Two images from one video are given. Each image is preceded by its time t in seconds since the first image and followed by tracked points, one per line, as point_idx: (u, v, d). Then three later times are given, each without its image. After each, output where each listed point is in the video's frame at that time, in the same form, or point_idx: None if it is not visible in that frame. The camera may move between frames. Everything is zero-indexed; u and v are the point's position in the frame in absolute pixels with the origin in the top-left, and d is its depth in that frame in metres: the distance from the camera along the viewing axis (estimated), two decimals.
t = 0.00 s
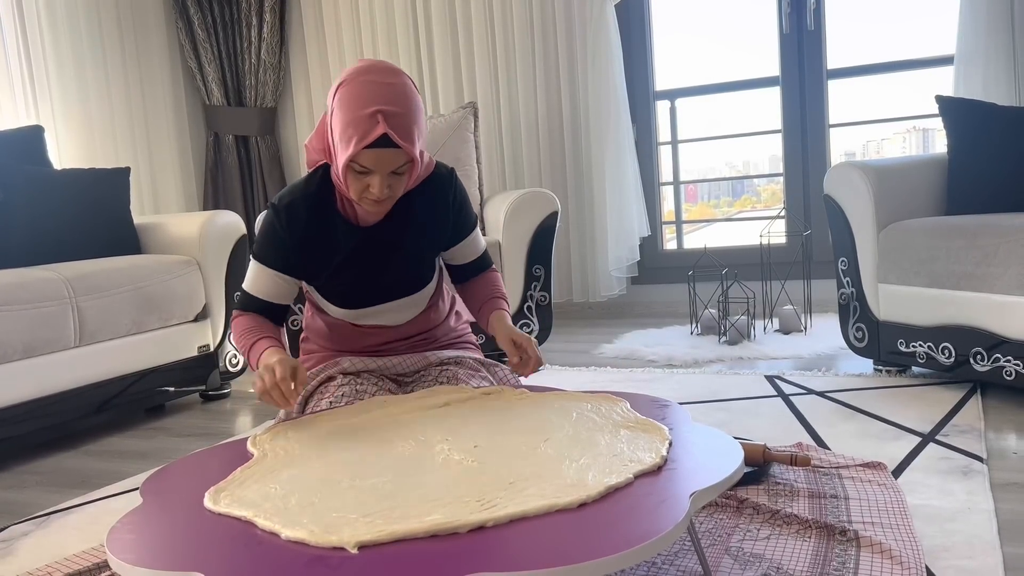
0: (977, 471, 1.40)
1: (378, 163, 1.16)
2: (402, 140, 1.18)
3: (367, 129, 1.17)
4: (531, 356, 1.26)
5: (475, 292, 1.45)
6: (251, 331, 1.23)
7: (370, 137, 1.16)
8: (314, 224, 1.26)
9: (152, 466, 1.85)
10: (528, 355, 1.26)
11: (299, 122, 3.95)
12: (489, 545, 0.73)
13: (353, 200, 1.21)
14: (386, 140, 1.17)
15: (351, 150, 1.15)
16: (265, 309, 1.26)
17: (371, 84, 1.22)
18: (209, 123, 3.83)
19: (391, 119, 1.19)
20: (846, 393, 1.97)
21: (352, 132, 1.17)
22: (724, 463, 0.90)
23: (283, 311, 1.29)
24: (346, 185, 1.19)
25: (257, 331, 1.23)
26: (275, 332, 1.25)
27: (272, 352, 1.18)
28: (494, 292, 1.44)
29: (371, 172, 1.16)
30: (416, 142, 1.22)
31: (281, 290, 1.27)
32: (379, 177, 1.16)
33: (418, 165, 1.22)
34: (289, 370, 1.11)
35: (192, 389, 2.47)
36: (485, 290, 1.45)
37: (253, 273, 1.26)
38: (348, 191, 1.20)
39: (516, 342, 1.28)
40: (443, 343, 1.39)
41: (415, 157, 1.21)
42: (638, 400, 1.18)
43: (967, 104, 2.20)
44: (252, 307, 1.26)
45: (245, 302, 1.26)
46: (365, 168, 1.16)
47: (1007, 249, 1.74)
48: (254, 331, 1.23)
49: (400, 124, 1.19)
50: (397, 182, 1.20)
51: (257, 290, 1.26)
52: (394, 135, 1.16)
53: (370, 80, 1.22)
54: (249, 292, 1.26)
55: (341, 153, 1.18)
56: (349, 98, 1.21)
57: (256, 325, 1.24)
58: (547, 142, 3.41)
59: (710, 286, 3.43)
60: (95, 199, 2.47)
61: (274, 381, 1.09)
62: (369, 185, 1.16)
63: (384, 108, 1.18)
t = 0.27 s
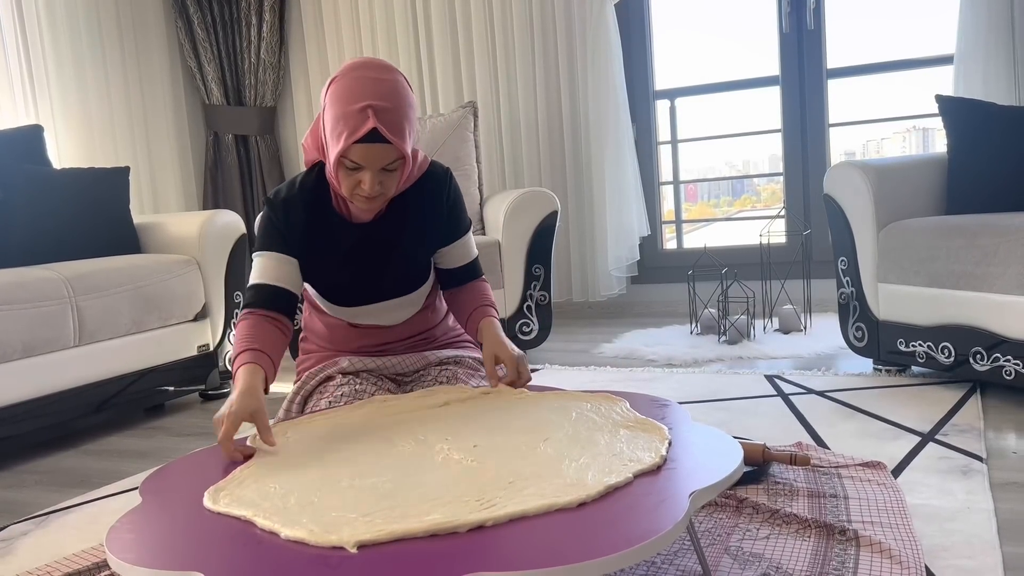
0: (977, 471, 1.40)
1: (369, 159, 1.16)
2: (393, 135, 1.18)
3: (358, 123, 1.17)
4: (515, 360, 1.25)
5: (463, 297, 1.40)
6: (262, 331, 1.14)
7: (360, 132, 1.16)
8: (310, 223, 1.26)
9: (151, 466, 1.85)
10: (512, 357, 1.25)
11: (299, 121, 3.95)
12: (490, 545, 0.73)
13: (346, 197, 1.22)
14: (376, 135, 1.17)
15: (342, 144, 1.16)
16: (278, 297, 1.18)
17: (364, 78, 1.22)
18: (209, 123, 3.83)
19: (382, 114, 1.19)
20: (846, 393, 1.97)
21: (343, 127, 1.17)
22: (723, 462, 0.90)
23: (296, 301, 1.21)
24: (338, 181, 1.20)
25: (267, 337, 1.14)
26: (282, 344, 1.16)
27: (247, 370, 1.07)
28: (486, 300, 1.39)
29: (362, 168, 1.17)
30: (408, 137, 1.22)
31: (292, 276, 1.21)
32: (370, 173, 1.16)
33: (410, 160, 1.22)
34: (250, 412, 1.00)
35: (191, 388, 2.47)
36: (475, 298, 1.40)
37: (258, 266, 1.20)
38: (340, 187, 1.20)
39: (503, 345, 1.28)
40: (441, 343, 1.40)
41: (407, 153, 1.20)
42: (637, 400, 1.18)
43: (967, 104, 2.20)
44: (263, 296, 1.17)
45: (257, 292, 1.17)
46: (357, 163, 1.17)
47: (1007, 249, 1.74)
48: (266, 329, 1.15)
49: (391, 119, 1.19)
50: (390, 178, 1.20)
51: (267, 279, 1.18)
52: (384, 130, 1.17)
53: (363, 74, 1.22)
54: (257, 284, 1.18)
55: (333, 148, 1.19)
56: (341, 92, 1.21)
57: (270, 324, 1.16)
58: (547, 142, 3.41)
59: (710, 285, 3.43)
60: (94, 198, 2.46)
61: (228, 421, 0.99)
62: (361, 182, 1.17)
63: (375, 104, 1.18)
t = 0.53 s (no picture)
0: (977, 471, 1.40)
1: (367, 162, 1.16)
2: (389, 135, 1.18)
3: (353, 127, 1.16)
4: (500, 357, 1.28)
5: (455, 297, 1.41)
6: (259, 337, 1.15)
7: (356, 135, 1.15)
8: (305, 228, 1.24)
9: (151, 465, 1.85)
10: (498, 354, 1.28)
11: (298, 121, 3.95)
12: (490, 544, 0.73)
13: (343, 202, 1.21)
14: (373, 137, 1.17)
15: (339, 151, 1.15)
16: (273, 303, 1.18)
17: (354, 81, 1.22)
18: (208, 122, 3.83)
19: (376, 115, 1.18)
20: (846, 393, 1.97)
21: (337, 131, 1.17)
22: (722, 462, 0.90)
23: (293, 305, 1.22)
24: (335, 187, 1.19)
25: (263, 341, 1.15)
26: (278, 343, 1.17)
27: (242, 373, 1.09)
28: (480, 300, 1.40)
29: (360, 171, 1.16)
30: (403, 136, 1.22)
31: (287, 280, 1.21)
32: (369, 176, 1.16)
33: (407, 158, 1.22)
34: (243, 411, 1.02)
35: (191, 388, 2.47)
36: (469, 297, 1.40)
37: (254, 273, 1.21)
38: (337, 193, 1.20)
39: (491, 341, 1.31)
40: (436, 344, 1.41)
41: (404, 152, 1.21)
42: (637, 400, 1.18)
43: (966, 103, 2.20)
44: (259, 302, 1.18)
45: (252, 299, 1.18)
46: (355, 166, 1.16)
47: (1006, 249, 1.74)
48: (262, 335, 1.16)
49: (386, 120, 1.19)
50: (387, 178, 1.20)
51: (262, 285, 1.19)
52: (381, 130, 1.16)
53: (353, 77, 1.22)
54: (253, 290, 1.19)
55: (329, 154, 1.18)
56: (332, 97, 1.20)
57: (266, 328, 1.17)
58: (547, 142, 3.41)
59: (709, 285, 3.43)
60: (93, 198, 2.46)
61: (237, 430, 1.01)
62: (360, 185, 1.16)
63: (368, 105, 1.18)
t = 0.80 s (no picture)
0: (977, 471, 1.40)
1: (348, 169, 1.16)
2: (367, 141, 1.18)
3: (330, 136, 1.16)
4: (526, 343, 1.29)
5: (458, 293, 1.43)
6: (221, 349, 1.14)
7: (335, 144, 1.15)
8: (284, 235, 1.24)
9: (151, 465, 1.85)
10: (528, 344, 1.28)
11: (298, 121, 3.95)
12: (491, 545, 0.73)
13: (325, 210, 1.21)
14: (351, 144, 1.17)
15: (318, 161, 1.15)
16: (244, 308, 1.18)
17: (327, 88, 1.21)
18: (208, 122, 3.83)
19: (352, 122, 1.18)
20: (846, 393, 1.96)
21: (315, 140, 1.16)
22: (723, 462, 0.90)
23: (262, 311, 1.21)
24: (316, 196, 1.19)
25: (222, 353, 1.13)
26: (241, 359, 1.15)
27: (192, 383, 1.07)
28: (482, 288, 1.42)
29: (341, 179, 1.17)
30: (381, 140, 1.22)
31: (257, 286, 1.20)
32: (350, 182, 1.16)
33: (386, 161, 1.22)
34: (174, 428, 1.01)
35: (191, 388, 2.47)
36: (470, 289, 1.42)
37: (225, 279, 1.20)
38: (318, 201, 1.20)
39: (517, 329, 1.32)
40: (427, 343, 1.41)
41: (383, 155, 1.21)
42: (636, 400, 1.18)
43: (966, 103, 2.20)
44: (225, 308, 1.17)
45: (220, 305, 1.17)
46: (335, 175, 1.16)
47: (1007, 249, 1.74)
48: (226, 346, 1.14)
49: (363, 125, 1.19)
50: (368, 183, 1.21)
51: (231, 291, 1.19)
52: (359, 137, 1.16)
53: (325, 84, 1.21)
54: (222, 296, 1.18)
55: (307, 164, 1.17)
56: (306, 105, 1.20)
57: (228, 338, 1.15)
58: (547, 143, 3.41)
59: (709, 285, 3.43)
60: (93, 198, 2.46)
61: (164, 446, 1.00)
62: (341, 193, 1.16)
63: (344, 112, 1.18)
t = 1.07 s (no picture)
0: (977, 472, 1.40)
1: (353, 166, 1.16)
2: (373, 138, 1.18)
3: (336, 133, 1.16)
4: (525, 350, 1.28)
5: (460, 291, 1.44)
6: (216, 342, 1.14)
7: (341, 141, 1.15)
8: (283, 229, 1.24)
9: (151, 466, 1.85)
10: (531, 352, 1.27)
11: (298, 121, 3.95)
12: (491, 545, 0.73)
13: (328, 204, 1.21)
14: (356, 141, 1.16)
15: (323, 158, 1.14)
16: (239, 303, 1.18)
17: (332, 83, 1.21)
18: (208, 123, 3.84)
19: (358, 118, 1.18)
20: (846, 393, 1.96)
21: (320, 137, 1.16)
22: (722, 463, 0.90)
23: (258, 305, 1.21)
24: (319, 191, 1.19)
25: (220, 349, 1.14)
26: (240, 354, 1.16)
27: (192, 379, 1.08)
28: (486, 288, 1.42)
29: (346, 175, 1.17)
30: (387, 137, 1.22)
31: (256, 281, 1.21)
32: (355, 179, 1.16)
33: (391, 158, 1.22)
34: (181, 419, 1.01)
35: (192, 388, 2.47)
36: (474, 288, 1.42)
37: (222, 271, 1.20)
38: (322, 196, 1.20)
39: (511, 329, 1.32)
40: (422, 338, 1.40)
41: (388, 152, 1.21)
42: (636, 401, 1.18)
43: (966, 104, 2.20)
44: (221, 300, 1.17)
45: (217, 297, 1.18)
46: (340, 172, 1.16)
47: (1007, 250, 1.75)
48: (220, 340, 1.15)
49: (368, 121, 1.19)
50: (372, 179, 1.21)
51: (228, 284, 1.19)
52: (366, 135, 1.16)
53: (330, 79, 1.21)
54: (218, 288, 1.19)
55: (312, 160, 1.17)
56: (311, 101, 1.20)
57: (226, 331, 1.16)
58: (547, 143, 3.41)
59: (710, 285, 3.43)
60: (93, 198, 2.46)
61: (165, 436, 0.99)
62: (346, 188, 1.17)
63: (351, 109, 1.18)
